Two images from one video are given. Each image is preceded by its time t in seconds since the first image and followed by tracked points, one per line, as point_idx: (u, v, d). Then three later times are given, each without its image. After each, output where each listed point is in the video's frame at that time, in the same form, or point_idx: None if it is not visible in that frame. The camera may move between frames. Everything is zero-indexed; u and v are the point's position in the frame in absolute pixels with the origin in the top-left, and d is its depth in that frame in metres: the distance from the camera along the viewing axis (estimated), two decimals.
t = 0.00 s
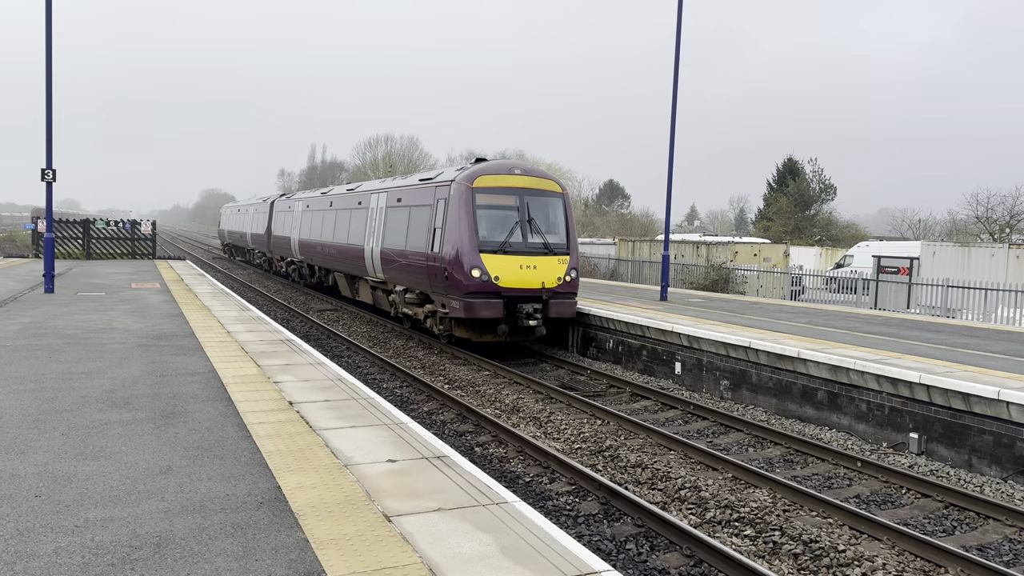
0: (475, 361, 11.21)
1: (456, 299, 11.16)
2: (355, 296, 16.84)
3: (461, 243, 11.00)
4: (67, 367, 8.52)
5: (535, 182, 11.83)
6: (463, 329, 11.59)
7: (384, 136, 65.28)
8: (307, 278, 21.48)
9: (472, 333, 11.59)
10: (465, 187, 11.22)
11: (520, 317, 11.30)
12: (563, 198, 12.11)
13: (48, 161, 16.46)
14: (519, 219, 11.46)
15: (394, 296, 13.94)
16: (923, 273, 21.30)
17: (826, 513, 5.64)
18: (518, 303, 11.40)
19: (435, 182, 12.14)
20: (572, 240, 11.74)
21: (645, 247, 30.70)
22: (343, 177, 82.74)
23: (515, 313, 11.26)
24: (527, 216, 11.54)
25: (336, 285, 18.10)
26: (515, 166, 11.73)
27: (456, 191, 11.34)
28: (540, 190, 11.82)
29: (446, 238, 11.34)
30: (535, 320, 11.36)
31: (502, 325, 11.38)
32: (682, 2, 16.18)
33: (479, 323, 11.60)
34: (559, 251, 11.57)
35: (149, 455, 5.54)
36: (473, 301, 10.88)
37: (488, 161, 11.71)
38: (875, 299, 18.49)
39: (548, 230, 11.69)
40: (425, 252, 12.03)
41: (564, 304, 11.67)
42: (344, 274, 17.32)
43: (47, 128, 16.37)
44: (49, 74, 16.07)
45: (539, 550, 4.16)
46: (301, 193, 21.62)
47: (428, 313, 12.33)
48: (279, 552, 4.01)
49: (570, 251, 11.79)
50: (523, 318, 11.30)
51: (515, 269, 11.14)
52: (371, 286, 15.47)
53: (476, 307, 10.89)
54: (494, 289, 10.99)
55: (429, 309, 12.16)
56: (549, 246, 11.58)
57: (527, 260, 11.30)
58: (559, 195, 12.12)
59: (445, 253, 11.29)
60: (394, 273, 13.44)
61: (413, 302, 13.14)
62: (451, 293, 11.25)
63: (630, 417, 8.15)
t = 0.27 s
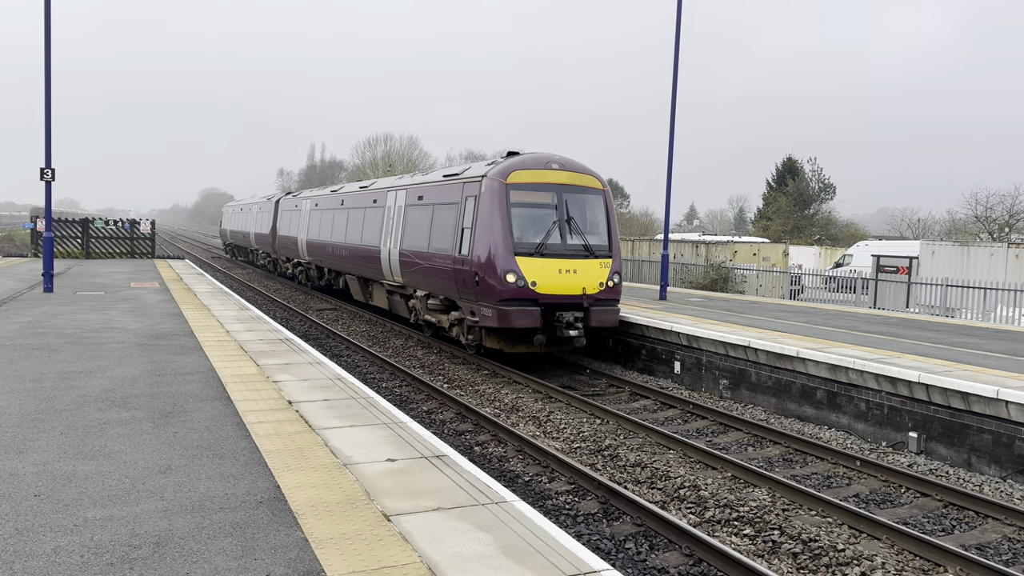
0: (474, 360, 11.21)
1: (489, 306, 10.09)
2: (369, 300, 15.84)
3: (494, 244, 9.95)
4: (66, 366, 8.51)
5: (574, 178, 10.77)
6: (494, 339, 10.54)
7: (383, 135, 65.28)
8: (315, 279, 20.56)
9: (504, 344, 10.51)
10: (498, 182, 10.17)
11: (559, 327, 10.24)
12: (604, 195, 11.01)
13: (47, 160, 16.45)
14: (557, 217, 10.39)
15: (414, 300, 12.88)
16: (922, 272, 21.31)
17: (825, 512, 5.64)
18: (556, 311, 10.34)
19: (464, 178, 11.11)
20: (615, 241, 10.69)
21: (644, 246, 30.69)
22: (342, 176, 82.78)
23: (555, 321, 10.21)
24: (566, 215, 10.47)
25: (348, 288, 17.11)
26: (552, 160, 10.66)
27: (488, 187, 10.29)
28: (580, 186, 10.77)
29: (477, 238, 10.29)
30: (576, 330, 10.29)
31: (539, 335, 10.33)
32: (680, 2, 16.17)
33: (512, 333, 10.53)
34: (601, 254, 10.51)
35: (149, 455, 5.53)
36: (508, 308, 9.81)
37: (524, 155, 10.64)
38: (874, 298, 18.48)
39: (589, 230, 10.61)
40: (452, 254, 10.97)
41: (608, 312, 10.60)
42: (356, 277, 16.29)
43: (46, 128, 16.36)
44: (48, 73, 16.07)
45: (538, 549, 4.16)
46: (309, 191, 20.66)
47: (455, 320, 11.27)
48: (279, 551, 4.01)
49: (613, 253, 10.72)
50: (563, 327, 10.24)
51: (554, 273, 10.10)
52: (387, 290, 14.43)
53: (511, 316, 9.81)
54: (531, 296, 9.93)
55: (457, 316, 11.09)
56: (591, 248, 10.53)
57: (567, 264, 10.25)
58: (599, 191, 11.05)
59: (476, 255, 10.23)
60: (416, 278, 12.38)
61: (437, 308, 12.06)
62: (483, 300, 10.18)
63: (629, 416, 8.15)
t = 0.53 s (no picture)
0: (473, 360, 11.21)
1: (529, 315, 9.21)
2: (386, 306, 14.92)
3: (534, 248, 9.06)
4: (66, 366, 8.52)
5: (620, 173, 9.82)
6: (532, 352, 9.62)
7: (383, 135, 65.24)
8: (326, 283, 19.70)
9: (543, 358, 9.55)
10: (540, 178, 9.25)
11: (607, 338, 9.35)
12: (653, 192, 10.11)
13: (47, 160, 16.45)
14: (604, 217, 9.49)
15: (438, 307, 11.95)
16: (921, 272, 21.32)
17: (825, 512, 5.64)
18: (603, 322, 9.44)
19: (495, 174, 10.19)
20: (665, 244, 9.83)
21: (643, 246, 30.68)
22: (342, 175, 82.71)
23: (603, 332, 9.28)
24: (613, 214, 9.58)
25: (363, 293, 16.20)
26: (597, 152, 9.72)
27: (528, 183, 9.35)
28: (626, 183, 9.84)
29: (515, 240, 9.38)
30: (626, 342, 9.41)
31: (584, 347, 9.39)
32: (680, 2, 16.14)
33: (552, 345, 9.58)
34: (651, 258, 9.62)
35: (148, 454, 5.54)
36: (552, 318, 8.94)
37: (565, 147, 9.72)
38: (873, 297, 18.49)
39: (637, 231, 9.75)
40: (486, 257, 10.05)
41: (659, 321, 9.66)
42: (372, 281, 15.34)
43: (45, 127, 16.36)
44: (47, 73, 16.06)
45: (538, 548, 4.17)
46: (319, 190, 19.68)
47: (488, 330, 10.34)
48: (278, 550, 4.00)
49: (663, 257, 9.85)
50: (612, 338, 9.35)
51: (602, 279, 9.19)
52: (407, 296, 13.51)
53: (556, 327, 8.92)
54: (576, 304, 9.04)
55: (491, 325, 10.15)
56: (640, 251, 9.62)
57: (614, 269, 9.33)
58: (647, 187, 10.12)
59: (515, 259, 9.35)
60: (441, 283, 11.47)
61: (465, 316, 11.13)
62: (523, 309, 9.30)
63: (628, 416, 8.15)
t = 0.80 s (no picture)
0: (473, 360, 11.20)
1: (589, 331, 7.94)
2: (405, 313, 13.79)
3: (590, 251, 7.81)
4: (65, 365, 8.52)
5: (691, 166, 8.49)
6: (589, 371, 8.37)
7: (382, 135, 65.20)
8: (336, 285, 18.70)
9: (601, 378, 8.32)
10: (602, 169, 7.94)
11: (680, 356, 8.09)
12: (727, 188, 8.79)
13: (46, 159, 16.44)
14: (674, 216, 8.19)
15: (471, 317, 10.71)
16: (921, 271, 21.32)
17: (824, 512, 5.65)
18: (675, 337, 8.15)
19: (538, 166, 9.16)
20: (743, 247, 8.54)
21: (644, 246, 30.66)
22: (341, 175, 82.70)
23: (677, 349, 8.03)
24: (684, 213, 8.27)
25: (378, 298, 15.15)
26: (666, 142, 8.39)
27: (587, 174, 8.05)
28: (699, 177, 8.53)
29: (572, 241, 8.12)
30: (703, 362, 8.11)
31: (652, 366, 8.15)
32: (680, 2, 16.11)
33: (612, 363, 8.35)
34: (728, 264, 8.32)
35: (148, 454, 5.54)
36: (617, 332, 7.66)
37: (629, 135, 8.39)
38: (873, 297, 18.48)
39: (711, 232, 8.44)
40: (533, 261, 8.81)
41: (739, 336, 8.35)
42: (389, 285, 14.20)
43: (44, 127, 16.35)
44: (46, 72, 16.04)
45: (538, 548, 4.17)
46: (330, 185, 18.62)
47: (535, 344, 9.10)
48: (278, 550, 4.00)
49: (741, 263, 8.52)
50: (686, 357, 8.02)
51: (676, 288, 7.86)
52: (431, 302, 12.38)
53: (621, 344, 7.66)
54: (645, 318, 7.75)
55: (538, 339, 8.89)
56: (716, 255, 8.30)
57: (689, 276, 7.99)
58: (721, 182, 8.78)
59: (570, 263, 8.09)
60: (476, 290, 10.26)
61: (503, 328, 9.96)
62: (581, 321, 8.03)
63: (627, 416, 8.15)
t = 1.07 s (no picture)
0: (472, 360, 11.20)
1: (656, 348, 6.93)
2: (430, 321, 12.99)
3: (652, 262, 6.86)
4: (65, 365, 8.52)
5: (772, 157, 7.47)
6: (652, 395, 7.35)
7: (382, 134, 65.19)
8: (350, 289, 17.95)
9: (667, 403, 7.26)
10: (671, 161, 6.97)
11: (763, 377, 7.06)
12: (811, 182, 7.76)
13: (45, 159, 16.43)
14: (754, 216, 7.19)
15: (506, 327, 9.94)
16: (920, 271, 21.33)
17: (823, 512, 5.64)
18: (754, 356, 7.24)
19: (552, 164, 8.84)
20: (830, 250, 7.54)
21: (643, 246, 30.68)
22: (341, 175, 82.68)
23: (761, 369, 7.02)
24: (765, 212, 7.28)
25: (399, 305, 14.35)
26: (742, 130, 7.40)
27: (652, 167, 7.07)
28: (780, 170, 7.51)
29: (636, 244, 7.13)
30: (790, 386, 7.08)
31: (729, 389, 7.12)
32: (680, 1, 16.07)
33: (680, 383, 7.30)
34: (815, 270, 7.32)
35: (148, 453, 5.54)
36: (693, 350, 6.65)
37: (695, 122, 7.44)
38: (872, 297, 18.49)
39: (794, 234, 7.44)
40: (586, 268, 7.85)
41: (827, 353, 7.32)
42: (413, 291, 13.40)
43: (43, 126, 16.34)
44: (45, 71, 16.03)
45: (537, 548, 4.17)
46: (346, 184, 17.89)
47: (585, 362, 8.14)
48: (277, 550, 4.00)
49: (829, 268, 7.52)
50: (772, 378, 7.13)
51: (760, 299, 6.86)
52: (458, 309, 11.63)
53: (697, 363, 6.63)
54: (724, 333, 6.72)
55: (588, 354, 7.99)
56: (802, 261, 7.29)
57: (773, 285, 6.99)
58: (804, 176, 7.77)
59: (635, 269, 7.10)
60: (517, 300, 9.30)
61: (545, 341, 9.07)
62: (647, 337, 7.04)
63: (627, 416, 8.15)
